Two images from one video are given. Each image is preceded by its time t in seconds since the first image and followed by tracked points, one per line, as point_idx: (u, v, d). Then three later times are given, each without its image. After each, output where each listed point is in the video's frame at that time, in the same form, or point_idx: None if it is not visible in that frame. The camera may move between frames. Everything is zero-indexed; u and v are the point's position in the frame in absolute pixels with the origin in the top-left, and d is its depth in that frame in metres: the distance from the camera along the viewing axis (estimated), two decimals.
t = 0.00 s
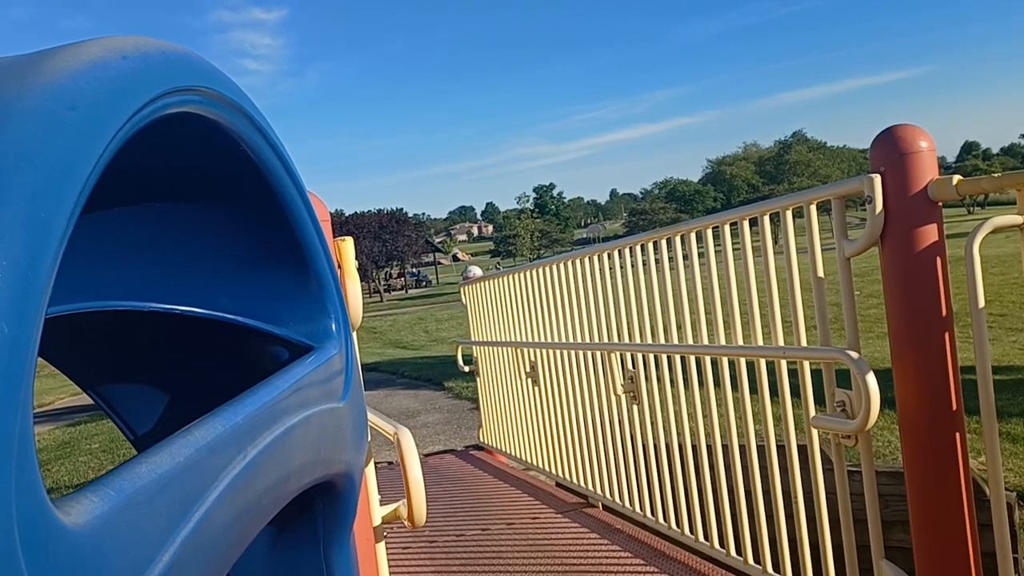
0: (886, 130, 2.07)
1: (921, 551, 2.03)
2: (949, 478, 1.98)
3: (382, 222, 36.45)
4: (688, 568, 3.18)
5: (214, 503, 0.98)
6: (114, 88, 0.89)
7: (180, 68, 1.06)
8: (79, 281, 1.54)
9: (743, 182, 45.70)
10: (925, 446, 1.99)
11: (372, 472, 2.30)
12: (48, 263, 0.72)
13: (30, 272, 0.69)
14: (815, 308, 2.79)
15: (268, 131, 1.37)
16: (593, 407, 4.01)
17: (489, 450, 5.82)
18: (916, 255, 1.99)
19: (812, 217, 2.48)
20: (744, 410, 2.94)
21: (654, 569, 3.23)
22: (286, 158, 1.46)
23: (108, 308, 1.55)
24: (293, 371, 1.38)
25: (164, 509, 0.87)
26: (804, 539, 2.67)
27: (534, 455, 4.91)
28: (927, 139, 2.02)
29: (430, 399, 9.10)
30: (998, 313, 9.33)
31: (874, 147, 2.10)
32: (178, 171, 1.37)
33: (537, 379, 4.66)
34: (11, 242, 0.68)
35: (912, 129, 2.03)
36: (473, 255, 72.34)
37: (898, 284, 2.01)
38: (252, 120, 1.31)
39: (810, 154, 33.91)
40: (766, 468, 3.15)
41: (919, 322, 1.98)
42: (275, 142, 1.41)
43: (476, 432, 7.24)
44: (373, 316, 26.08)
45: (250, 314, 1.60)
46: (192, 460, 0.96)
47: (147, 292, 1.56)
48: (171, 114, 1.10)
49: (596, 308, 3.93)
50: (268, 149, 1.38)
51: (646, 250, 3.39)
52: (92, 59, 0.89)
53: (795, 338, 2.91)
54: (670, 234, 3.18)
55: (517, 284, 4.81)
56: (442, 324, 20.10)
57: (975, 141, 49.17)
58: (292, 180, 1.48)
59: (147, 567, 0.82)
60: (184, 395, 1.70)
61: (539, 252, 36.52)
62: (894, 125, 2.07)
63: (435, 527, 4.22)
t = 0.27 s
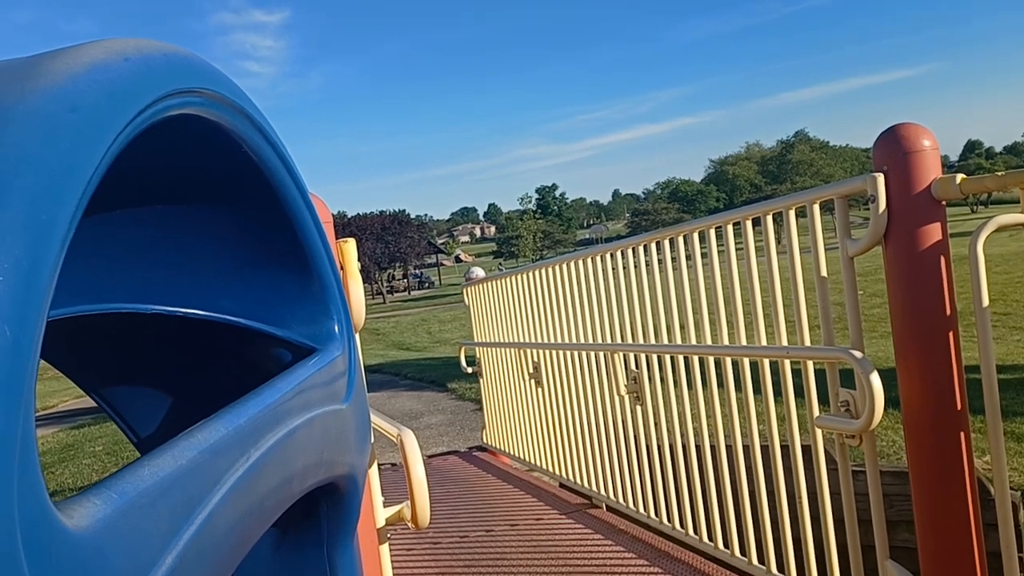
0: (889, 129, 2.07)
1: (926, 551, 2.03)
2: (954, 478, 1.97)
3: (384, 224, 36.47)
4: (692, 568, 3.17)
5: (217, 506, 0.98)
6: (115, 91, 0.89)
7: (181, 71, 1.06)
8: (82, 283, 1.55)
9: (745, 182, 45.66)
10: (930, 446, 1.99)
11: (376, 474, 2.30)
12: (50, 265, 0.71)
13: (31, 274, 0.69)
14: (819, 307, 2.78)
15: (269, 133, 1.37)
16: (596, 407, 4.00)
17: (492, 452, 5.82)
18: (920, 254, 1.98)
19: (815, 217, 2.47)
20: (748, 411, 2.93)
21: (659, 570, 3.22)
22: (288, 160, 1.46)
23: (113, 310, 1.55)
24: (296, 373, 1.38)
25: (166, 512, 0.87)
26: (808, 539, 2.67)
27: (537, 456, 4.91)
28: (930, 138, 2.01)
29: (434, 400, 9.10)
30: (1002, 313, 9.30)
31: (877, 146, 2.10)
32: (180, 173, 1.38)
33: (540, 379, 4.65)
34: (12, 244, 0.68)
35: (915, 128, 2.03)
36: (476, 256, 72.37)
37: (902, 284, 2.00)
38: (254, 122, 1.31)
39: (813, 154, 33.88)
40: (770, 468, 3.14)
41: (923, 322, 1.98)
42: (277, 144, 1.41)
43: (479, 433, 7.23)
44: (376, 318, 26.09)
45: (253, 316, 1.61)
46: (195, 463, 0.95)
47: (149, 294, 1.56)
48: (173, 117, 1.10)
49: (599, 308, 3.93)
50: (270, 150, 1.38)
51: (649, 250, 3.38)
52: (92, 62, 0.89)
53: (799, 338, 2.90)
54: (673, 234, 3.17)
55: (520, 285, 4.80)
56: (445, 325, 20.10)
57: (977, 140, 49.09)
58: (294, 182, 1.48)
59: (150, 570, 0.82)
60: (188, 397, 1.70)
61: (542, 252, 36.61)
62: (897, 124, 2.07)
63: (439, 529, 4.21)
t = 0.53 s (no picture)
0: (889, 126, 2.06)
1: (930, 549, 2.02)
2: (957, 475, 1.97)
3: (387, 225, 36.49)
4: (696, 567, 3.17)
5: (216, 508, 0.98)
6: (112, 94, 0.89)
7: (178, 73, 1.06)
8: (82, 287, 1.55)
9: (747, 180, 45.62)
10: (932, 443, 1.98)
11: (378, 475, 2.30)
12: (46, 268, 0.72)
13: (28, 276, 0.69)
14: (821, 305, 2.78)
15: (268, 136, 1.38)
16: (599, 407, 4.00)
17: (495, 452, 5.82)
18: (920, 252, 1.98)
19: (816, 215, 2.47)
20: (750, 409, 2.93)
21: (662, 570, 3.22)
22: (286, 161, 1.46)
23: (113, 314, 1.55)
24: (296, 375, 1.38)
25: (165, 514, 0.87)
26: (811, 537, 2.66)
27: (540, 455, 4.91)
28: (930, 135, 2.01)
29: (437, 401, 9.10)
30: (1005, 309, 9.28)
31: (877, 144, 2.09)
32: (178, 176, 1.38)
33: (543, 379, 4.65)
34: (7, 247, 0.68)
35: (915, 125, 2.02)
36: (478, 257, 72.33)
37: (902, 281, 2.00)
38: (252, 125, 1.31)
39: (815, 151, 33.83)
40: (773, 466, 3.13)
41: (924, 320, 1.97)
42: (275, 146, 1.41)
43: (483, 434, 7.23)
44: (379, 319, 26.10)
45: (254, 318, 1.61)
46: (193, 465, 0.96)
47: (149, 297, 1.56)
48: (170, 119, 1.10)
49: (601, 308, 3.93)
50: (268, 152, 1.38)
51: (650, 250, 3.38)
52: (88, 66, 0.89)
53: (801, 335, 2.90)
54: (674, 233, 3.17)
55: (522, 285, 4.80)
56: (448, 326, 20.11)
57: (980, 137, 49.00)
58: (293, 184, 1.48)
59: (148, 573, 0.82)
60: (189, 400, 1.70)
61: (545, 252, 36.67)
62: (897, 121, 2.06)
63: (442, 530, 4.21)
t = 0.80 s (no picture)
0: (890, 122, 2.05)
1: (934, 545, 2.01)
2: (961, 471, 1.96)
3: (389, 225, 36.51)
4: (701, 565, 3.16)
5: (216, 510, 0.98)
6: (108, 96, 0.89)
7: (175, 75, 1.06)
8: (83, 289, 1.55)
9: (749, 178, 45.56)
10: (936, 439, 1.97)
11: (380, 476, 2.30)
12: (42, 270, 0.71)
13: (23, 279, 0.69)
14: (823, 302, 2.77)
15: (266, 136, 1.37)
16: (602, 406, 4.00)
17: (499, 451, 5.82)
18: (922, 248, 1.97)
19: (817, 211, 2.46)
20: (753, 407, 2.92)
21: (666, 568, 3.21)
22: (285, 162, 1.46)
23: (112, 317, 1.55)
24: (296, 376, 1.38)
25: (164, 517, 0.87)
26: (815, 534, 2.65)
27: (544, 455, 4.90)
28: (932, 131, 2.00)
29: (440, 401, 9.10)
30: (1009, 305, 9.26)
31: (878, 139, 2.09)
32: (177, 178, 1.38)
33: (546, 378, 4.65)
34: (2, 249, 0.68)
35: (916, 121, 2.01)
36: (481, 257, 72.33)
37: (905, 277, 1.99)
38: (250, 126, 1.31)
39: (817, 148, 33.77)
40: (777, 463, 3.13)
41: (927, 316, 1.96)
42: (273, 147, 1.40)
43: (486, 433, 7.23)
44: (382, 319, 26.10)
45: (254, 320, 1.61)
46: (193, 467, 0.95)
47: (148, 299, 1.56)
48: (167, 121, 1.09)
49: (603, 307, 3.92)
50: (267, 153, 1.38)
51: (652, 248, 3.38)
52: (84, 68, 0.89)
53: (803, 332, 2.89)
54: (675, 231, 3.17)
55: (524, 285, 4.80)
56: (451, 326, 20.11)
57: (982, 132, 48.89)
58: (292, 184, 1.48)
59: None
60: (190, 402, 1.70)
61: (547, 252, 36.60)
62: (898, 117, 2.06)
63: (446, 530, 4.21)
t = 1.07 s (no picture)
0: (891, 121, 2.05)
1: (937, 543, 2.01)
2: (963, 469, 1.96)
3: (391, 227, 36.54)
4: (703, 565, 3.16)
5: (218, 511, 0.98)
6: (107, 100, 0.90)
7: (174, 78, 1.07)
8: (85, 292, 1.55)
9: (751, 177, 45.55)
10: (938, 437, 1.97)
11: (382, 477, 2.30)
12: (43, 274, 0.72)
13: (24, 282, 0.69)
14: (825, 301, 2.77)
15: (266, 139, 1.38)
16: (604, 406, 4.00)
17: (502, 452, 5.82)
18: (923, 247, 1.97)
19: (818, 210, 2.46)
20: (754, 407, 2.92)
21: (669, 568, 3.21)
22: (285, 163, 1.46)
23: (113, 320, 1.55)
24: (298, 378, 1.38)
25: (166, 519, 0.87)
26: (818, 534, 2.65)
27: (546, 455, 4.90)
28: (932, 129, 2.00)
29: (442, 402, 9.10)
30: (1012, 302, 9.25)
31: (878, 138, 2.09)
32: (178, 181, 1.38)
33: (548, 379, 4.65)
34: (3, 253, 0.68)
35: (917, 120, 2.01)
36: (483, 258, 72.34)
37: (906, 276, 1.99)
38: (250, 128, 1.31)
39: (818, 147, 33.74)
40: (780, 462, 3.12)
41: (928, 313, 1.96)
42: (274, 148, 1.41)
43: (489, 434, 7.23)
44: (384, 321, 26.12)
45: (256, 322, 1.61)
46: (195, 469, 0.96)
47: (149, 302, 1.56)
48: (168, 124, 1.10)
49: (604, 307, 3.92)
50: (267, 155, 1.39)
51: (653, 248, 3.38)
52: (83, 72, 0.90)
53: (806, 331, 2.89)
54: (677, 231, 3.17)
55: (526, 285, 4.80)
56: (454, 327, 20.12)
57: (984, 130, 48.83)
58: (292, 187, 1.49)
59: None
60: (192, 405, 1.71)
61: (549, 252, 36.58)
62: (899, 116, 2.06)
63: (449, 530, 4.21)
